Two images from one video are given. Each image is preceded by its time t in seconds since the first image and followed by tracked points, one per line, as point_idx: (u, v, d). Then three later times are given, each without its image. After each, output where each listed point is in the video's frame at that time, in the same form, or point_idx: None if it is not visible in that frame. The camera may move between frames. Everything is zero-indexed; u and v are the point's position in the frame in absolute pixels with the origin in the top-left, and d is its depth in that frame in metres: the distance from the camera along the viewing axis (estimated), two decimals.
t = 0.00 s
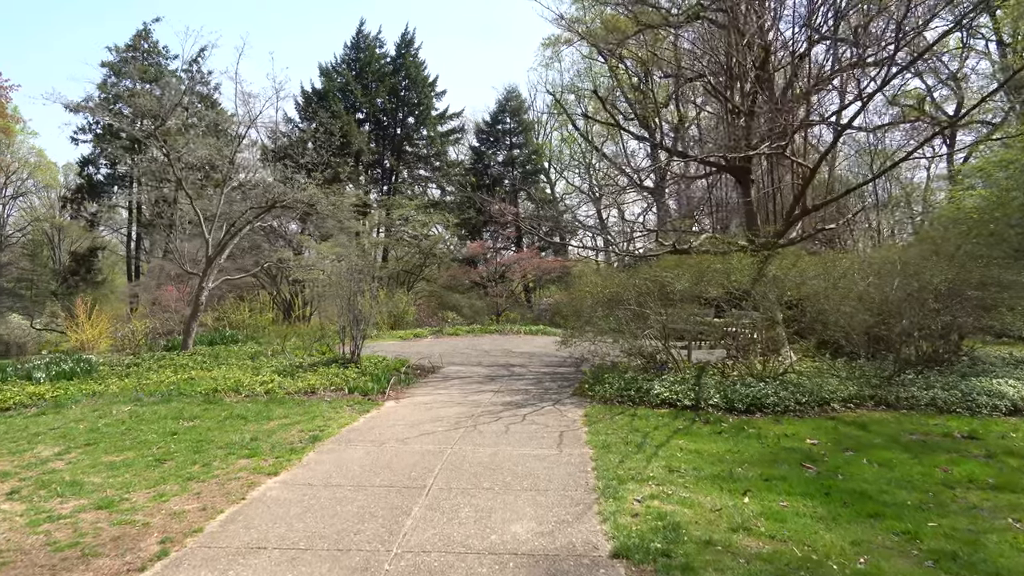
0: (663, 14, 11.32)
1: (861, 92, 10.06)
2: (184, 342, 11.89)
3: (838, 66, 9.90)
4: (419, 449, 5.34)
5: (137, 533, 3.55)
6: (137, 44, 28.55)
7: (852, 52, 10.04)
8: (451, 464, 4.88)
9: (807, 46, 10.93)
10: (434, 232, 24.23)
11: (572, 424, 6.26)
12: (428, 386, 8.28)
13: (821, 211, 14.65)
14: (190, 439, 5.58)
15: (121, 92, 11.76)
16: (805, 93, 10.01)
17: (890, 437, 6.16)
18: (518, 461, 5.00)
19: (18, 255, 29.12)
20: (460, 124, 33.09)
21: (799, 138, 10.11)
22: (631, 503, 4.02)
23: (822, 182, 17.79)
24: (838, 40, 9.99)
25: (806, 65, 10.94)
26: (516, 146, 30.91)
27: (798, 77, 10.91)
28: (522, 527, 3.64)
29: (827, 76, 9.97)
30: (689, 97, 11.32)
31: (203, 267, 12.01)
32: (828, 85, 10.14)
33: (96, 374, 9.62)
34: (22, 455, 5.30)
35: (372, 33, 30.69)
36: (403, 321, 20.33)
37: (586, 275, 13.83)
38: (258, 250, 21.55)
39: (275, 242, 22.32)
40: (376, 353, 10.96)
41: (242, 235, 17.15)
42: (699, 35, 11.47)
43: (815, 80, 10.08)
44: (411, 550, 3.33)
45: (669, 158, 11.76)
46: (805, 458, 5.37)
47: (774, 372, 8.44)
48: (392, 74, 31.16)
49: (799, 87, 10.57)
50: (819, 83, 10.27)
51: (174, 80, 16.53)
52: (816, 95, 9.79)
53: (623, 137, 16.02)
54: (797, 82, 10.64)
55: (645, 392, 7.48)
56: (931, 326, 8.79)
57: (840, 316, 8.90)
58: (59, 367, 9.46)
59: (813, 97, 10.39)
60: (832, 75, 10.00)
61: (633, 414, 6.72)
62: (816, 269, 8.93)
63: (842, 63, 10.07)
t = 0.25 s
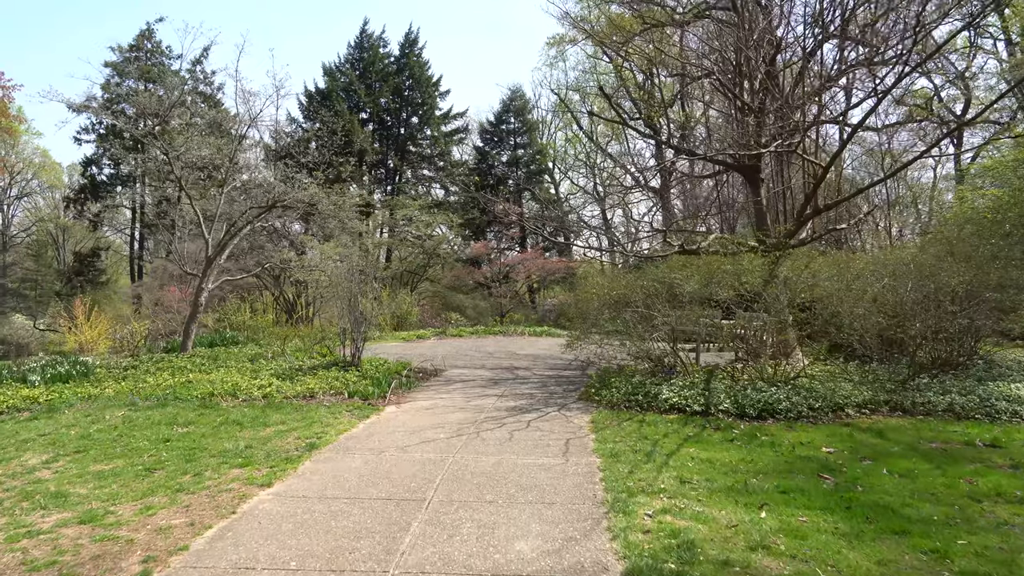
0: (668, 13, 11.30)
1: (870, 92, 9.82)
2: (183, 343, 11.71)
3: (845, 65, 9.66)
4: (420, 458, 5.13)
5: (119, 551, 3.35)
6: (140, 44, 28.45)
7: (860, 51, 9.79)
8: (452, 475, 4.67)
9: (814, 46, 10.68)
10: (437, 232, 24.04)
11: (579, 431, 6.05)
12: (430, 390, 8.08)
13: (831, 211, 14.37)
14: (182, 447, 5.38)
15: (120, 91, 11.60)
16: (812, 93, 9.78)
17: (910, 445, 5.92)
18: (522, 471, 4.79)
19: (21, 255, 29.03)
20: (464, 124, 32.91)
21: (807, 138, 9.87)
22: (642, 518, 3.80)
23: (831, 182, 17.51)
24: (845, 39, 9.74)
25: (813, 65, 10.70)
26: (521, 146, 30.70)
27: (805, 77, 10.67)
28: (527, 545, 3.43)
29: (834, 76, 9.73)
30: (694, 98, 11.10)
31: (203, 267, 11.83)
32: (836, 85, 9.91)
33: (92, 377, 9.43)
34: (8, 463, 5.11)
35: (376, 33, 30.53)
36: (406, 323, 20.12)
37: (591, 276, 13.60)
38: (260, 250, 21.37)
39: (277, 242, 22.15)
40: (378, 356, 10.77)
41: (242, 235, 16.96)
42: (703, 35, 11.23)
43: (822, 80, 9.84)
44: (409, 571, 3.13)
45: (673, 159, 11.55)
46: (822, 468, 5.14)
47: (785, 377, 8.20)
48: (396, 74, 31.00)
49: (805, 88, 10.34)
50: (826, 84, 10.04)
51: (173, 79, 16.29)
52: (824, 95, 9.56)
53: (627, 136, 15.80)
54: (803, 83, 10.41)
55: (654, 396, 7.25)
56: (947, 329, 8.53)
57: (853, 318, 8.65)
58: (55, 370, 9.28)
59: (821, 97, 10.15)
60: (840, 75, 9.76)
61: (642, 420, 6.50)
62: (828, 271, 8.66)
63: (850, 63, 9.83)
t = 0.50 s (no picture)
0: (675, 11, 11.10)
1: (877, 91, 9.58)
2: (182, 345, 11.53)
3: (852, 64, 9.42)
4: (420, 466, 4.92)
5: (98, 568, 3.15)
6: (142, 44, 28.33)
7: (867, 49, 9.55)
8: (453, 485, 4.46)
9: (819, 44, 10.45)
10: (441, 232, 23.84)
11: (584, 437, 5.84)
12: (432, 394, 7.87)
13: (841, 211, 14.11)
14: (174, 454, 5.19)
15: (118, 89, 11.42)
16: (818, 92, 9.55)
17: (928, 453, 5.69)
18: (525, 481, 4.59)
19: (24, 256, 28.91)
20: (467, 123, 32.71)
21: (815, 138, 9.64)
22: (653, 534, 3.60)
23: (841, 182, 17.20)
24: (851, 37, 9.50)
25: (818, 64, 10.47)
26: (524, 145, 30.48)
27: (810, 77, 10.44)
28: (532, 564, 3.22)
29: (841, 75, 9.48)
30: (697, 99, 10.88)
31: (202, 268, 11.65)
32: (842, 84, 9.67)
33: (88, 380, 9.24)
34: None
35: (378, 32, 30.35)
36: (408, 323, 19.91)
37: (596, 277, 13.38)
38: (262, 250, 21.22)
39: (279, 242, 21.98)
40: (379, 358, 10.55)
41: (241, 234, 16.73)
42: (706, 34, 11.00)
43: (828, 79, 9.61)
44: None
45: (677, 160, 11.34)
46: (840, 477, 4.92)
47: (795, 380, 7.97)
48: (399, 73, 30.83)
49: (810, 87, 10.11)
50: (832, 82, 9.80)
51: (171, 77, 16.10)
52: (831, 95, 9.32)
53: (632, 135, 15.55)
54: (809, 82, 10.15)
55: (662, 400, 7.03)
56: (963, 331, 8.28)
57: (867, 321, 8.41)
58: (50, 372, 9.11)
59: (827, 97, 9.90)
60: (846, 74, 9.52)
61: (649, 425, 6.28)
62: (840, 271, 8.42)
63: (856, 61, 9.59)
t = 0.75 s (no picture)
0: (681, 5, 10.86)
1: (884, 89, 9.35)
2: (180, 346, 11.33)
3: (858, 62, 9.22)
4: (418, 473, 4.71)
5: None
6: (144, 43, 28.17)
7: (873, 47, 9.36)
8: (452, 494, 4.26)
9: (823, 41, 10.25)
10: (444, 232, 23.63)
11: (590, 443, 5.62)
12: (433, 396, 7.67)
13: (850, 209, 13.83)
14: (163, 460, 4.99)
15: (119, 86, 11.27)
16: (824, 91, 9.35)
17: (949, 459, 5.45)
18: (527, 490, 4.37)
19: (27, 257, 28.80)
20: (470, 122, 32.51)
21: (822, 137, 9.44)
22: (664, 548, 3.38)
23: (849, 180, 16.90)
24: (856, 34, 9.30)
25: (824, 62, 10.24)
26: (528, 144, 30.23)
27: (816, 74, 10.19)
28: None
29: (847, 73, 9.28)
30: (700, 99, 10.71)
31: (200, 268, 11.46)
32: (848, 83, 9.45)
33: (82, 382, 9.04)
34: None
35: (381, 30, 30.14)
36: (411, 323, 19.70)
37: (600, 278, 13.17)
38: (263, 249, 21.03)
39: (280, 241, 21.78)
40: (379, 359, 10.35)
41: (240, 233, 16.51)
42: (708, 33, 10.81)
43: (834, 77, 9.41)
44: None
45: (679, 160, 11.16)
46: (858, 485, 4.69)
47: (806, 382, 7.74)
48: (401, 72, 30.62)
49: (815, 85, 9.91)
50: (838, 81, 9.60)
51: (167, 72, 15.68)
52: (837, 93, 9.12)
53: (636, 134, 15.32)
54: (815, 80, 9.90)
55: (670, 404, 6.81)
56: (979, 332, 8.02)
57: (879, 321, 8.16)
58: (44, 374, 8.93)
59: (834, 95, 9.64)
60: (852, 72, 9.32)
61: (657, 430, 6.05)
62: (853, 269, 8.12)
63: (862, 59, 9.39)
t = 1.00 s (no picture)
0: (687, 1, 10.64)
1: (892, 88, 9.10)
2: (177, 348, 11.17)
3: (864, 62, 9.02)
4: (416, 484, 4.50)
5: None
6: (146, 43, 28.08)
7: (881, 46, 9.16)
8: (452, 507, 4.05)
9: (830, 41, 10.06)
10: (446, 232, 23.41)
11: (596, 451, 5.41)
12: (434, 401, 7.47)
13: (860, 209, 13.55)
14: (152, 470, 4.79)
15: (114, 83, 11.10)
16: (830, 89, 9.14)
17: (970, 468, 5.23)
18: (531, 502, 4.16)
19: (30, 257, 28.80)
20: (473, 122, 32.27)
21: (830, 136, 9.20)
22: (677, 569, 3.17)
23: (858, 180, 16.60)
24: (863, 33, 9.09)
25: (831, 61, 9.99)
26: (531, 144, 29.98)
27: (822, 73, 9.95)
28: None
29: (854, 72, 9.09)
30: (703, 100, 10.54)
31: (198, 269, 11.28)
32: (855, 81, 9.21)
33: (77, 385, 8.87)
34: None
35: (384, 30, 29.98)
36: (413, 324, 19.46)
37: (603, 279, 12.97)
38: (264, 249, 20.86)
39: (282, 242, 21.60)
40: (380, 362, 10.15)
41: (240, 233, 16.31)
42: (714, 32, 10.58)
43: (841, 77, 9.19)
44: None
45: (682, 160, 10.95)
46: (877, 497, 4.47)
47: (818, 387, 7.52)
48: (404, 71, 30.45)
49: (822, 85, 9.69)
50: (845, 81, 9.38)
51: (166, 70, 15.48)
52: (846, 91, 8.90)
53: (641, 133, 15.07)
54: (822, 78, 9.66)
55: (678, 408, 6.60)
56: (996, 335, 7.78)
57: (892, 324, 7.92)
58: (38, 377, 8.76)
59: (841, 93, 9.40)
60: (859, 71, 9.12)
61: (665, 437, 5.84)
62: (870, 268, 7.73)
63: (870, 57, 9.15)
